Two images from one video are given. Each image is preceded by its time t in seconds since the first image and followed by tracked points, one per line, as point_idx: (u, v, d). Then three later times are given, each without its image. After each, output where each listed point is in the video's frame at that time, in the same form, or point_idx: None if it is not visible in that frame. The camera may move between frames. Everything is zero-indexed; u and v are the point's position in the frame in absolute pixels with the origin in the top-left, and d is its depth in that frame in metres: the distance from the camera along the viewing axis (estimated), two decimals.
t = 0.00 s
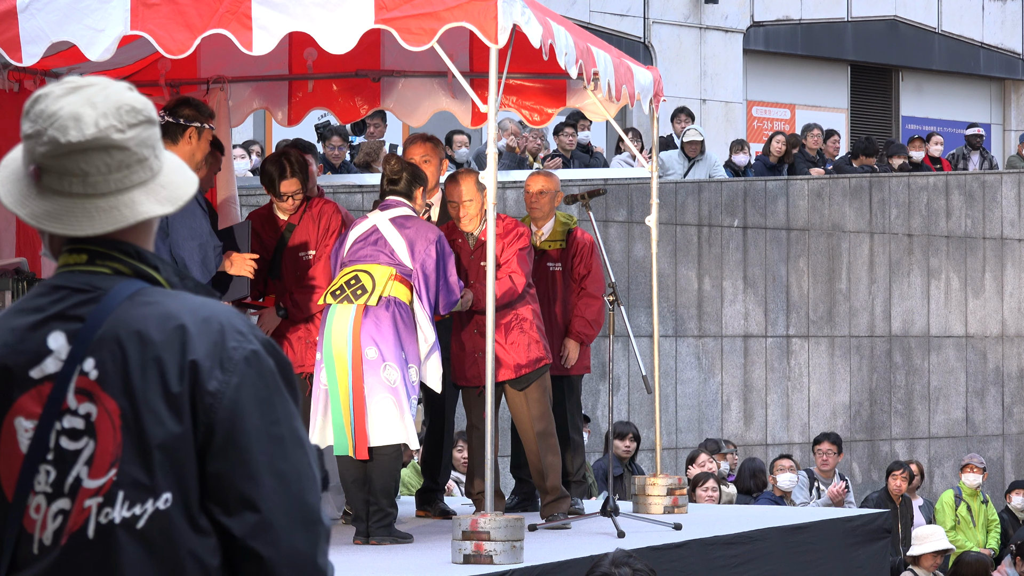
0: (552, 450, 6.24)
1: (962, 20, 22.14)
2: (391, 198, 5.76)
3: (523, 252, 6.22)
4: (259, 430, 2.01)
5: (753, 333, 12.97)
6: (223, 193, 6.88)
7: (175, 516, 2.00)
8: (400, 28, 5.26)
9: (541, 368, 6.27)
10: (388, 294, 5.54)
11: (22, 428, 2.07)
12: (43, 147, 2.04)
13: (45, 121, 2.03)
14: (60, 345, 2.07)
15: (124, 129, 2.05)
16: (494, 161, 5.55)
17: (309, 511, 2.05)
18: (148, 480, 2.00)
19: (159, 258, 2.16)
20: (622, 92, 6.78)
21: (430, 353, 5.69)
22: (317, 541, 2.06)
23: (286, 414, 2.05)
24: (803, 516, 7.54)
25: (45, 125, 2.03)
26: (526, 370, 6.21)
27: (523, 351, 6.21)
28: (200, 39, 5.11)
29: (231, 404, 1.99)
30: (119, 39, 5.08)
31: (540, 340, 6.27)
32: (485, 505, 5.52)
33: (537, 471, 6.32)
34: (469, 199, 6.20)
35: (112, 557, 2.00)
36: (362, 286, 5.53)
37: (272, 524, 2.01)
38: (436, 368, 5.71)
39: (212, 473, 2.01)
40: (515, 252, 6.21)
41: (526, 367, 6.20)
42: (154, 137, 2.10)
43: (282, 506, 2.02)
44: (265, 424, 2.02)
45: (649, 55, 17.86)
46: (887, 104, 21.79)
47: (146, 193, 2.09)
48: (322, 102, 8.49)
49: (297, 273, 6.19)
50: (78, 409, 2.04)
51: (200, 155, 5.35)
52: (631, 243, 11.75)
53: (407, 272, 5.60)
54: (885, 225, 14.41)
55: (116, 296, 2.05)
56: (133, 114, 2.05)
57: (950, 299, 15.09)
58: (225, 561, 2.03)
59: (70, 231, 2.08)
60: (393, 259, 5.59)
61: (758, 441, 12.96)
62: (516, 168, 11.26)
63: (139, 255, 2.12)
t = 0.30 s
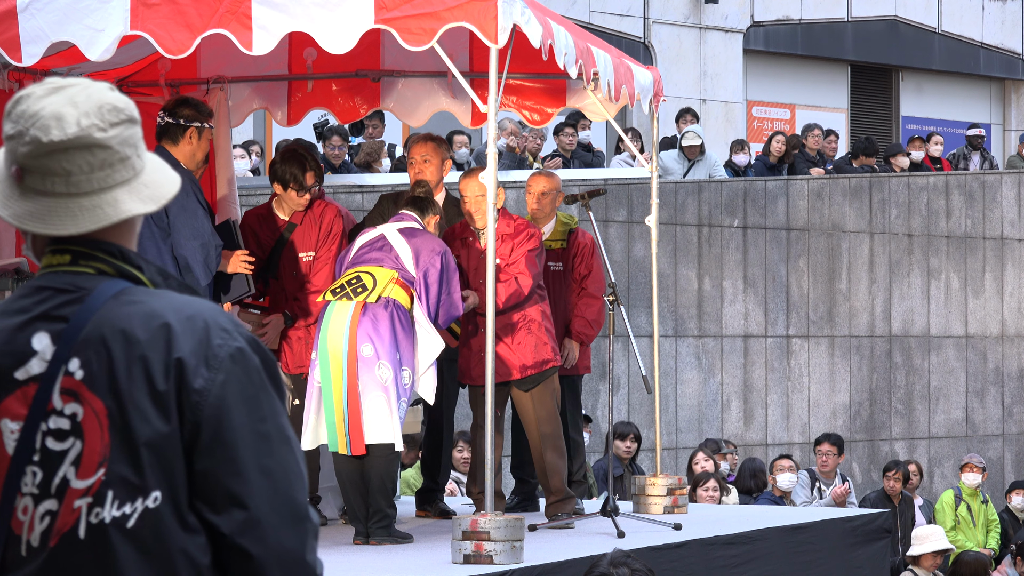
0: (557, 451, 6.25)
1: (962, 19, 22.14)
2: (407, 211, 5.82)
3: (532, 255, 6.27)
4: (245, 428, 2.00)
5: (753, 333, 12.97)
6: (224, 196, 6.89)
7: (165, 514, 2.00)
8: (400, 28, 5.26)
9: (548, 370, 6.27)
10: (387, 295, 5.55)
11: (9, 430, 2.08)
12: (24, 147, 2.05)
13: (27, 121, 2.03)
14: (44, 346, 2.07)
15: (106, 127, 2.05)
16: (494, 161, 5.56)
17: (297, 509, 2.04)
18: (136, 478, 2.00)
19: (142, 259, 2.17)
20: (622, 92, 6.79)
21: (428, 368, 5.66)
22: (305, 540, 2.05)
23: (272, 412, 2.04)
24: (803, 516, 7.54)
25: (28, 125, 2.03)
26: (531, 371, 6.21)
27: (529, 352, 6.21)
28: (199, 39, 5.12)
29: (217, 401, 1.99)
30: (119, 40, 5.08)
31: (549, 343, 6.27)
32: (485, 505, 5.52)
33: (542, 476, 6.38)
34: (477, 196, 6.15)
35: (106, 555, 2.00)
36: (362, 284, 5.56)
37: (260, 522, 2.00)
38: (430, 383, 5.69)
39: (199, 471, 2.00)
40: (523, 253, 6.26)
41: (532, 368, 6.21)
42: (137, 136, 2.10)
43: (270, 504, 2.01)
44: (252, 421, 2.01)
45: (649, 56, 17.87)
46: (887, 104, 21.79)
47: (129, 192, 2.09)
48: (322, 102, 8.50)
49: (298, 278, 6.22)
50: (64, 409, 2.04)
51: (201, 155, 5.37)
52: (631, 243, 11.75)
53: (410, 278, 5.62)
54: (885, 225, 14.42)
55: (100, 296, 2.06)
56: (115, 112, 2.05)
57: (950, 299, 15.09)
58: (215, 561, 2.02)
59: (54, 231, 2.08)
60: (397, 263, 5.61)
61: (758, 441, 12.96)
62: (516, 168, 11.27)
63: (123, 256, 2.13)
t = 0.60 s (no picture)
0: (563, 454, 6.28)
1: (962, 19, 22.14)
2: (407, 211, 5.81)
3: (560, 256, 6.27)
4: (238, 425, 2.00)
5: (753, 333, 12.97)
6: (223, 198, 6.91)
7: (161, 514, 1.99)
8: (400, 28, 5.26)
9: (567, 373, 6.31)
10: (386, 294, 5.54)
11: (2, 432, 2.08)
12: (10, 149, 2.05)
13: (11, 125, 2.03)
14: (36, 348, 2.07)
15: (90, 127, 2.05)
16: (495, 161, 5.56)
17: (292, 505, 2.04)
18: (131, 479, 1.99)
19: (132, 258, 2.17)
20: (622, 92, 6.79)
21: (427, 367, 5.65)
22: (301, 536, 2.06)
23: (265, 408, 2.04)
24: (803, 516, 7.54)
25: (12, 127, 2.03)
26: (550, 373, 6.25)
27: (549, 352, 6.26)
28: (199, 39, 5.12)
29: (209, 399, 1.98)
30: (119, 39, 5.08)
31: (570, 346, 6.31)
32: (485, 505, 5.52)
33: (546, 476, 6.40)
34: (508, 192, 6.28)
35: (105, 555, 2.00)
36: (362, 284, 5.55)
37: (256, 519, 2.00)
38: (429, 381, 5.69)
39: (193, 469, 1.99)
40: (550, 254, 6.27)
41: (552, 370, 6.25)
42: (122, 135, 2.09)
43: (265, 500, 2.01)
44: (245, 418, 2.01)
45: (649, 56, 17.87)
46: (887, 104, 21.79)
47: (115, 191, 2.10)
48: (322, 102, 8.50)
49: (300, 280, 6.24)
50: (57, 411, 2.04)
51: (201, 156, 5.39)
52: (631, 243, 11.75)
53: (409, 277, 5.63)
54: (885, 225, 14.42)
55: (88, 297, 2.05)
56: (98, 113, 2.05)
57: (950, 298, 15.09)
58: (211, 559, 2.03)
59: (42, 232, 2.09)
60: (396, 263, 5.61)
61: (758, 441, 12.96)
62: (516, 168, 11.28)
63: (112, 256, 2.13)
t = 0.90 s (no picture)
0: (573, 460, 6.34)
1: (962, 19, 22.13)
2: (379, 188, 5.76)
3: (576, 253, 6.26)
4: (237, 428, 2.00)
5: (753, 333, 12.97)
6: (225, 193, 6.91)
7: (158, 516, 1.99)
8: (400, 28, 5.26)
9: (583, 373, 6.34)
10: (385, 297, 5.55)
11: (2, 433, 2.09)
12: (9, 151, 2.05)
13: (10, 126, 2.03)
14: (34, 349, 2.07)
15: (89, 127, 2.05)
16: (494, 161, 5.56)
17: (290, 507, 2.04)
18: (129, 481, 1.99)
19: (132, 258, 2.17)
20: (622, 92, 6.79)
21: (432, 349, 5.68)
22: (301, 536, 2.06)
23: (264, 410, 2.04)
24: (803, 516, 7.54)
25: (12, 127, 2.03)
26: (567, 371, 6.27)
27: (567, 350, 6.27)
28: (199, 39, 5.12)
29: (207, 402, 1.98)
30: (119, 40, 5.08)
31: (588, 345, 6.33)
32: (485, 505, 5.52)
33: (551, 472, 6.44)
34: (526, 192, 6.25)
35: (102, 558, 2.00)
36: (359, 293, 5.53)
37: (254, 520, 2.00)
38: (438, 361, 5.71)
39: (191, 471, 1.99)
40: (568, 251, 6.25)
41: (567, 368, 6.27)
42: (122, 135, 2.09)
43: (263, 502, 2.01)
44: (243, 420, 2.01)
45: (649, 56, 17.88)
46: (887, 104, 21.78)
47: (115, 192, 2.10)
48: (322, 102, 8.50)
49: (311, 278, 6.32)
50: (56, 413, 2.04)
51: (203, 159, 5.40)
52: (631, 243, 11.75)
53: (403, 270, 5.60)
54: (885, 225, 14.42)
55: (87, 298, 2.05)
56: (98, 113, 2.04)
57: (950, 298, 15.09)
58: (210, 561, 2.03)
59: (42, 234, 2.09)
60: (387, 260, 5.59)
61: (758, 441, 12.96)
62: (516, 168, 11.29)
63: (111, 256, 2.13)
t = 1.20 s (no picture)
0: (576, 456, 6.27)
1: (962, 19, 22.13)
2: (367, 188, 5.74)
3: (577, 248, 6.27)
4: (232, 430, 1.99)
5: (753, 333, 12.97)
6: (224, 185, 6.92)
7: (155, 518, 1.99)
8: (400, 28, 5.26)
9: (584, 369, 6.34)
10: (385, 303, 5.55)
11: None
12: None
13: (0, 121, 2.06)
14: (31, 350, 2.08)
15: (72, 130, 2.05)
16: (495, 161, 5.56)
17: (287, 508, 2.04)
18: (125, 483, 1.99)
19: (131, 259, 2.17)
20: (622, 92, 6.79)
21: (430, 352, 5.68)
22: (297, 537, 2.05)
23: (260, 412, 2.04)
24: (803, 516, 7.54)
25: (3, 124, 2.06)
26: (568, 367, 6.27)
27: (568, 346, 6.28)
28: (199, 39, 5.13)
29: (202, 404, 1.98)
30: (119, 40, 5.09)
31: (589, 342, 6.33)
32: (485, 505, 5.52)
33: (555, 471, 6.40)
34: (532, 187, 6.27)
35: (98, 559, 1.99)
36: (358, 300, 5.54)
37: (249, 522, 1.99)
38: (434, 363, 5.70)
39: (186, 473, 1.99)
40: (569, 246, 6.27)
41: (568, 363, 6.27)
42: (111, 141, 2.09)
43: (257, 503, 2.00)
44: (239, 422, 2.00)
45: (649, 56, 17.88)
46: (887, 104, 21.77)
47: (95, 197, 2.09)
48: (322, 102, 8.51)
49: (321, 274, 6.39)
50: (52, 414, 2.04)
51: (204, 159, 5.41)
52: (631, 243, 11.75)
53: (399, 273, 5.60)
54: (885, 225, 14.43)
55: (83, 299, 2.05)
56: (83, 116, 2.04)
57: (950, 299, 15.09)
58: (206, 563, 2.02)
59: (20, 232, 2.10)
60: (383, 264, 5.58)
61: (758, 441, 12.96)
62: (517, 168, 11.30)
63: (108, 257, 2.13)
